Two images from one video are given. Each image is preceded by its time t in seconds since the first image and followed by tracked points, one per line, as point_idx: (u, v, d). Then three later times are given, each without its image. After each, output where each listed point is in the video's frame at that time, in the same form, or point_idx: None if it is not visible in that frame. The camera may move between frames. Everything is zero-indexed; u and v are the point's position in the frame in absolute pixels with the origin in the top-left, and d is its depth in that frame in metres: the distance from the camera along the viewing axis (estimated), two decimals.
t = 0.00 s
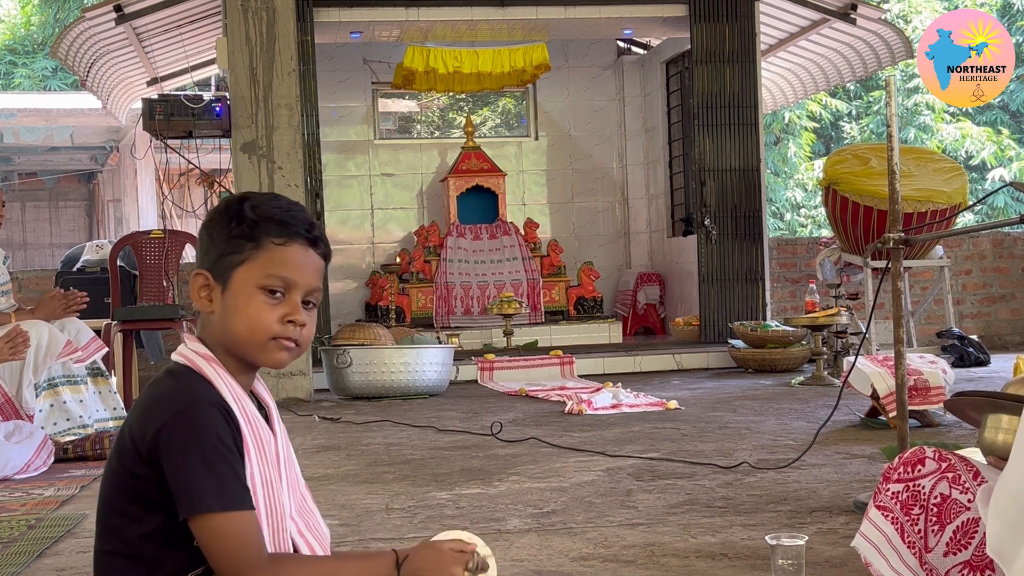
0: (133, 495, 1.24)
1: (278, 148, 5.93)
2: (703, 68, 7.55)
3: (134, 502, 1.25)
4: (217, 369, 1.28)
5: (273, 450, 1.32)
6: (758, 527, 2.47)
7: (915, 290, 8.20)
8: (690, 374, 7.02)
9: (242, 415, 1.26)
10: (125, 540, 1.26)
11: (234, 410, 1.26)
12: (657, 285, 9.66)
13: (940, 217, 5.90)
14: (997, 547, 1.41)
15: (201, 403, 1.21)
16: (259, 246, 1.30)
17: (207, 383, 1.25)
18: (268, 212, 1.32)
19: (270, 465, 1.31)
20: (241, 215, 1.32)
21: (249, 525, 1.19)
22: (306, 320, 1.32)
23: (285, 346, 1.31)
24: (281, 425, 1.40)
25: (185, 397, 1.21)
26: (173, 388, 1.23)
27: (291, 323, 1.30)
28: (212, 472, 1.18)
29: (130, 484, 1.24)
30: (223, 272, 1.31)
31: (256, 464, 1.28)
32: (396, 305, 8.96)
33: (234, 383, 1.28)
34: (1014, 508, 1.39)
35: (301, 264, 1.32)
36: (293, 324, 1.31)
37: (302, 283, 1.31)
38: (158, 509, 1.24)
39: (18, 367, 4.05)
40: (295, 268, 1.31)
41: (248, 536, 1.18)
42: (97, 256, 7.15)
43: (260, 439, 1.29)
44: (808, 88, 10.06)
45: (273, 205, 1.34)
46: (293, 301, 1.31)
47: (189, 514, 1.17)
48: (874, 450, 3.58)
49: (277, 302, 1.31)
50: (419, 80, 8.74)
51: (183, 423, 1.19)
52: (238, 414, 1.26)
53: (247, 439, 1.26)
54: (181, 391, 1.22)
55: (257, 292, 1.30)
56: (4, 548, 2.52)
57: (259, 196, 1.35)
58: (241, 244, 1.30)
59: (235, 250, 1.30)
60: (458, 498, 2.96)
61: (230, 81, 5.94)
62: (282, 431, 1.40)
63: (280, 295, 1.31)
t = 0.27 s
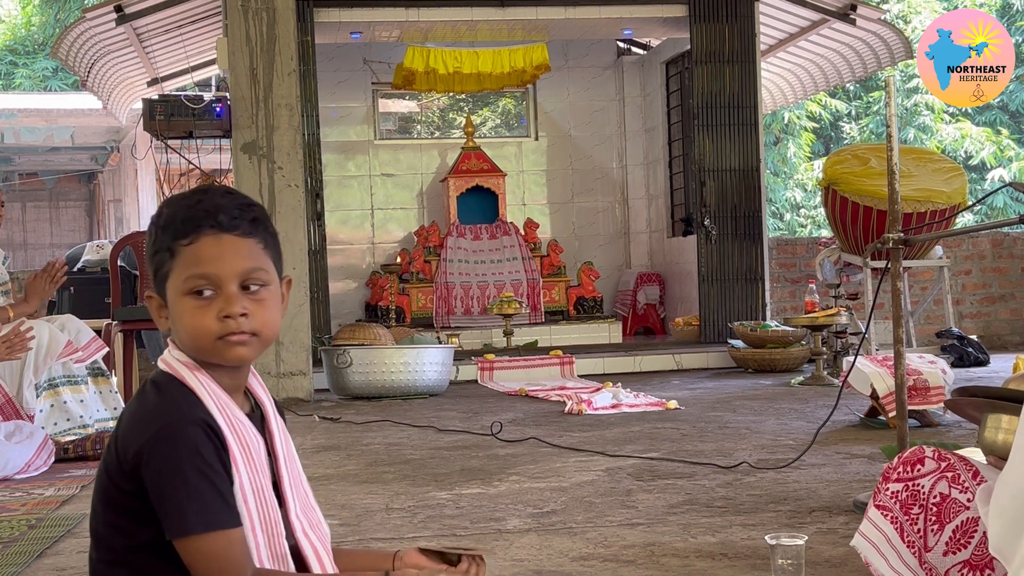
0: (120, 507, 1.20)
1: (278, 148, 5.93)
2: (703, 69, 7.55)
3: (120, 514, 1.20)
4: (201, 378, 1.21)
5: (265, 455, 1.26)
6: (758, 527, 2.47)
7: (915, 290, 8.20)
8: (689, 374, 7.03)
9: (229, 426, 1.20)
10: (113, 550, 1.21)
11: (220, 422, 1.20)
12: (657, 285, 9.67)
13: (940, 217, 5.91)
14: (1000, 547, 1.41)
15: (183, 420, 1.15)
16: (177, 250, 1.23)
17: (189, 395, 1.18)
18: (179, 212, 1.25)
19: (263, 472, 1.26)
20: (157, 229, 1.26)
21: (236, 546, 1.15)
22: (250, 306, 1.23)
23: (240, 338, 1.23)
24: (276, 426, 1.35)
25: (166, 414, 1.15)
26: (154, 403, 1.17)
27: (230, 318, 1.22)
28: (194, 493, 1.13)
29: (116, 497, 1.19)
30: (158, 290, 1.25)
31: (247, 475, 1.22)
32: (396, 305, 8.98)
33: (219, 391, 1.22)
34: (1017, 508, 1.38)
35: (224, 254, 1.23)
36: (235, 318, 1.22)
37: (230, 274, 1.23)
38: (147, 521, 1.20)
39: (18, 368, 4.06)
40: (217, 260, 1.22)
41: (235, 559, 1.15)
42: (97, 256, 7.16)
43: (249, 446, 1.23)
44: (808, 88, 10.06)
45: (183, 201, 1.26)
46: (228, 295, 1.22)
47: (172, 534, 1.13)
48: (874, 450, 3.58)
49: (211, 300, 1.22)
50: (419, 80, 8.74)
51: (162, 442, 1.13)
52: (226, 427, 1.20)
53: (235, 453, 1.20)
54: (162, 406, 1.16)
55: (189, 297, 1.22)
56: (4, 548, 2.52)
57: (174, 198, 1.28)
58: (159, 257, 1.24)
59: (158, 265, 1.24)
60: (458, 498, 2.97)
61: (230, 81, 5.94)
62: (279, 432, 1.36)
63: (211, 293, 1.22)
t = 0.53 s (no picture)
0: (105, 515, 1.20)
1: (278, 148, 5.93)
2: (703, 69, 7.55)
3: (105, 522, 1.20)
4: (178, 382, 1.21)
5: (251, 457, 1.26)
6: (758, 527, 2.47)
7: (915, 290, 8.21)
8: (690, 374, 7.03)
9: (207, 430, 1.20)
10: (103, 558, 1.22)
11: (198, 426, 1.20)
12: (657, 285, 9.67)
13: (940, 217, 5.91)
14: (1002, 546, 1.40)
15: (158, 426, 1.16)
16: (126, 266, 1.23)
17: (166, 401, 1.19)
18: (123, 229, 1.24)
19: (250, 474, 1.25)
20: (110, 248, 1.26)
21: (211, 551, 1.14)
22: (202, 311, 1.22)
23: (198, 346, 1.22)
24: (273, 425, 1.34)
25: (142, 420, 1.16)
26: (131, 409, 1.18)
27: (183, 327, 1.21)
28: (167, 500, 1.13)
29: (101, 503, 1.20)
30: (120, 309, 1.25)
31: (229, 478, 1.22)
32: (396, 305, 8.98)
33: (197, 395, 1.22)
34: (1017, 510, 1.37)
35: (169, 264, 1.22)
36: (189, 326, 1.21)
37: (176, 282, 1.22)
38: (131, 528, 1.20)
39: (19, 368, 4.07)
40: (162, 271, 1.22)
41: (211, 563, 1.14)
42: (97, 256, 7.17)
43: (231, 448, 1.23)
44: (808, 88, 10.06)
45: (127, 214, 1.26)
46: (178, 304, 1.21)
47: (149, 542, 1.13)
48: (874, 450, 3.58)
49: (163, 312, 1.21)
50: (419, 80, 8.74)
51: (135, 448, 1.14)
52: (204, 430, 1.20)
53: (215, 455, 1.21)
54: (139, 413, 1.17)
55: (142, 312, 1.22)
56: (4, 548, 2.52)
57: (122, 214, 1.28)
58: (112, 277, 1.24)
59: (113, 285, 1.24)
60: (458, 498, 2.97)
61: (230, 81, 5.95)
62: (276, 431, 1.34)
63: (161, 304, 1.21)
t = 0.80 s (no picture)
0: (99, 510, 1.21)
1: (278, 148, 5.93)
2: (703, 69, 7.56)
3: (99, 518, 1.21)
4: (178, 383, 1.22)
5: (250, 457, 1.26)
6: (758, 527, 2.47)
7: (915, 290, 8.21)
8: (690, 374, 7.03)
9: (205, 430, 1.21)
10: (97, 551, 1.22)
11: (196, 428, 1.20)
12: (657, 285, 9.67)
13: (940, 217, 5.91)
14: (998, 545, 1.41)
15: (155, 427, 1.17)
16: (119, 269, 1.23)
17: (165, 401, 1.20)
18: (112, 233, 1.25)
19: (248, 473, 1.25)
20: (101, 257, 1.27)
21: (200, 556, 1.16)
22: (200, 306, 1.23)
23: (200, 341, 1.22)
24: (273, 424, 1.34)
25: (140, 421, 1.17)
26: (130, 409, 1.19)
27: (183, 324, 1.21)
28: (161, 503, 1.14)
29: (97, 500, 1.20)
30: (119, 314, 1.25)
31: (226, 479, 1.22)
32: (396, 305, 8.99)
33: (196, 394, 1.22)
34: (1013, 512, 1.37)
35: (164, 263, 1.22)
36: (190, 321, 1.22)
37: (172, 280, 1.22)
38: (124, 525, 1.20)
39: (18, 368, 4.09)
40: (155, 270, 1.22)
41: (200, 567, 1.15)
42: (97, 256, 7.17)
43: (229, 449, 1.23)
44: (808, 89, 10.07)
45: (117, 219, 1.26)
46: (176, 302, 1.22)
47: (140, 542, 1.15)
48: (874, 449, 3.58)
49: (161, 310, 1.22)
50: (419, 80, 8.74)
51: (132, 447, 1.15)
52: (202, 431, 1.20)
53: (213, 457, 1.21)
54: (137, 414, 1.18)
55: (141, 313, 1.22)
56: (5, 548, 2.52)
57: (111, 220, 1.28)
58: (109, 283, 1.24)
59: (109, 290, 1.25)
60: (458, 498, 2.97)
61: (230, 81, 5.95)
62: (276, 428, 1.34)
63: (160, 304, 1.22)
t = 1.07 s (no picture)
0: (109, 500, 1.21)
1: (278, 148, 5.93)
2: (703, 69, 7.56)
3: (108, 508, 1.21)
4: (190, 375, 1.23)
5: (256, 452, 1.26)
6: (758, 527, 2.47)
7: (915, 290, 8.21)
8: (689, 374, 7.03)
9: (216, 421, 1.21)
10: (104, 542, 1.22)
11: (206, 418, 1.20)
12: (656, 285, 9.67)
13: (940, 217, 5.91)
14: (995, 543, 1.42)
15: (168, 416, 1.17)
16: (138, 260, 1.27)
17: (176, 392, 1.21)
18: (137, 226, 1.28)
19: (253, 467, 1.25)
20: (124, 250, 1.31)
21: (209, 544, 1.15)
22: (209, 300, 1.25)
23: (205, 333, 1.25)
24: (280, 423, 1.34)
25: (153, 409, 1.18)
26: (144, 398, 1.19)
27: (191, 315, 1.24)
28: (171, 488, 1.14)
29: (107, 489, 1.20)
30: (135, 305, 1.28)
31: (235, 470, 1.22)
32: (396, 305, 8.99)
33: (207, 387, 1.23)
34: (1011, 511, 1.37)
35: (180, 255, 1.25)
36: (198, 313, 1.24)
37: (185, 272, 1.25)
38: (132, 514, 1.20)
39: (18, 369, 4.07)
40: (171, 261, 1.25)
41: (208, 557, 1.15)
42: (97, 256, 7.17)
43: (237, 442, 1.23)
44: (808, 88, 10.07)
45: (141, 213, 1.30)
46: (186, 292, 1.24)
47: (147, 527, 1.15)
48: (874, 450, 3.59)
49: (171, 300, 1.24)
50: (419, 80, 8.74)
51: (145, 433, 1.15)
52: (212, 422, 1.21)
53: (222, 447, 1.21)
54: (151, 402, 1.19)
55: (152, 303, 1.25)
56: (5, 548, 2.53)
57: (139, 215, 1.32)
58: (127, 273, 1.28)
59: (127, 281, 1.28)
60: (458, 498, 2.97)
61: (230, 81, 5.95)
62: (283, 428, 1.35)
63: (170, 294, 1.24)
